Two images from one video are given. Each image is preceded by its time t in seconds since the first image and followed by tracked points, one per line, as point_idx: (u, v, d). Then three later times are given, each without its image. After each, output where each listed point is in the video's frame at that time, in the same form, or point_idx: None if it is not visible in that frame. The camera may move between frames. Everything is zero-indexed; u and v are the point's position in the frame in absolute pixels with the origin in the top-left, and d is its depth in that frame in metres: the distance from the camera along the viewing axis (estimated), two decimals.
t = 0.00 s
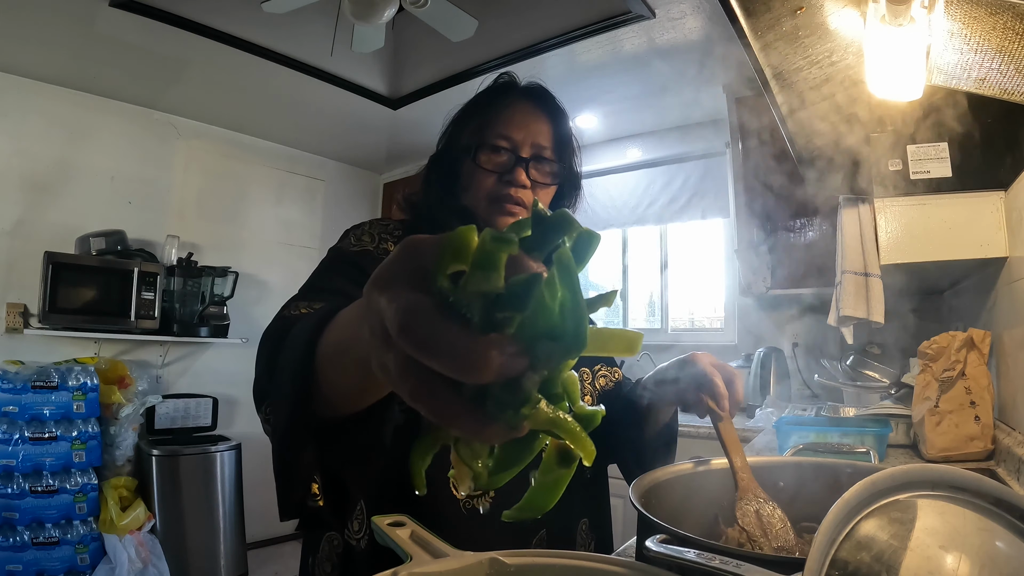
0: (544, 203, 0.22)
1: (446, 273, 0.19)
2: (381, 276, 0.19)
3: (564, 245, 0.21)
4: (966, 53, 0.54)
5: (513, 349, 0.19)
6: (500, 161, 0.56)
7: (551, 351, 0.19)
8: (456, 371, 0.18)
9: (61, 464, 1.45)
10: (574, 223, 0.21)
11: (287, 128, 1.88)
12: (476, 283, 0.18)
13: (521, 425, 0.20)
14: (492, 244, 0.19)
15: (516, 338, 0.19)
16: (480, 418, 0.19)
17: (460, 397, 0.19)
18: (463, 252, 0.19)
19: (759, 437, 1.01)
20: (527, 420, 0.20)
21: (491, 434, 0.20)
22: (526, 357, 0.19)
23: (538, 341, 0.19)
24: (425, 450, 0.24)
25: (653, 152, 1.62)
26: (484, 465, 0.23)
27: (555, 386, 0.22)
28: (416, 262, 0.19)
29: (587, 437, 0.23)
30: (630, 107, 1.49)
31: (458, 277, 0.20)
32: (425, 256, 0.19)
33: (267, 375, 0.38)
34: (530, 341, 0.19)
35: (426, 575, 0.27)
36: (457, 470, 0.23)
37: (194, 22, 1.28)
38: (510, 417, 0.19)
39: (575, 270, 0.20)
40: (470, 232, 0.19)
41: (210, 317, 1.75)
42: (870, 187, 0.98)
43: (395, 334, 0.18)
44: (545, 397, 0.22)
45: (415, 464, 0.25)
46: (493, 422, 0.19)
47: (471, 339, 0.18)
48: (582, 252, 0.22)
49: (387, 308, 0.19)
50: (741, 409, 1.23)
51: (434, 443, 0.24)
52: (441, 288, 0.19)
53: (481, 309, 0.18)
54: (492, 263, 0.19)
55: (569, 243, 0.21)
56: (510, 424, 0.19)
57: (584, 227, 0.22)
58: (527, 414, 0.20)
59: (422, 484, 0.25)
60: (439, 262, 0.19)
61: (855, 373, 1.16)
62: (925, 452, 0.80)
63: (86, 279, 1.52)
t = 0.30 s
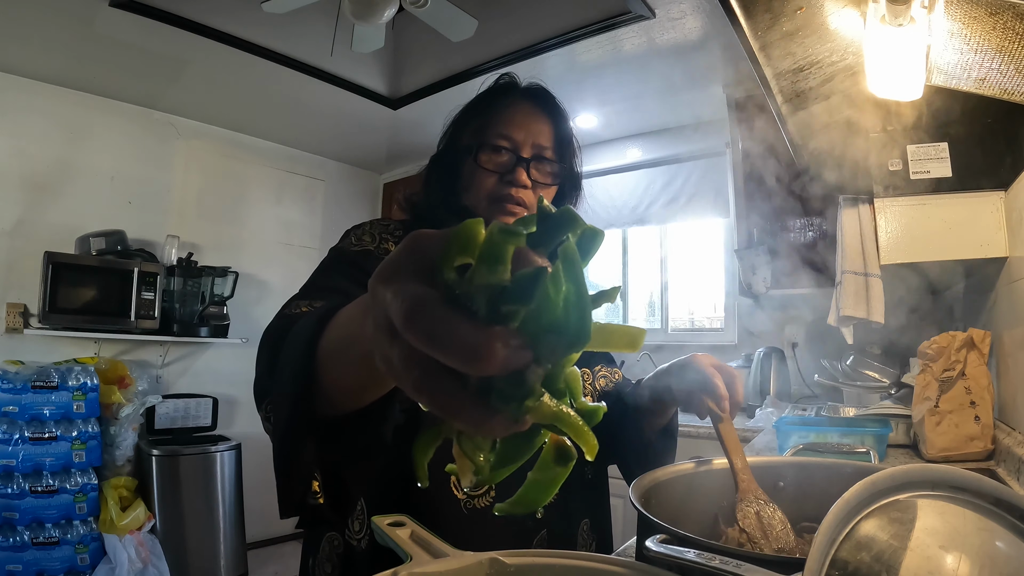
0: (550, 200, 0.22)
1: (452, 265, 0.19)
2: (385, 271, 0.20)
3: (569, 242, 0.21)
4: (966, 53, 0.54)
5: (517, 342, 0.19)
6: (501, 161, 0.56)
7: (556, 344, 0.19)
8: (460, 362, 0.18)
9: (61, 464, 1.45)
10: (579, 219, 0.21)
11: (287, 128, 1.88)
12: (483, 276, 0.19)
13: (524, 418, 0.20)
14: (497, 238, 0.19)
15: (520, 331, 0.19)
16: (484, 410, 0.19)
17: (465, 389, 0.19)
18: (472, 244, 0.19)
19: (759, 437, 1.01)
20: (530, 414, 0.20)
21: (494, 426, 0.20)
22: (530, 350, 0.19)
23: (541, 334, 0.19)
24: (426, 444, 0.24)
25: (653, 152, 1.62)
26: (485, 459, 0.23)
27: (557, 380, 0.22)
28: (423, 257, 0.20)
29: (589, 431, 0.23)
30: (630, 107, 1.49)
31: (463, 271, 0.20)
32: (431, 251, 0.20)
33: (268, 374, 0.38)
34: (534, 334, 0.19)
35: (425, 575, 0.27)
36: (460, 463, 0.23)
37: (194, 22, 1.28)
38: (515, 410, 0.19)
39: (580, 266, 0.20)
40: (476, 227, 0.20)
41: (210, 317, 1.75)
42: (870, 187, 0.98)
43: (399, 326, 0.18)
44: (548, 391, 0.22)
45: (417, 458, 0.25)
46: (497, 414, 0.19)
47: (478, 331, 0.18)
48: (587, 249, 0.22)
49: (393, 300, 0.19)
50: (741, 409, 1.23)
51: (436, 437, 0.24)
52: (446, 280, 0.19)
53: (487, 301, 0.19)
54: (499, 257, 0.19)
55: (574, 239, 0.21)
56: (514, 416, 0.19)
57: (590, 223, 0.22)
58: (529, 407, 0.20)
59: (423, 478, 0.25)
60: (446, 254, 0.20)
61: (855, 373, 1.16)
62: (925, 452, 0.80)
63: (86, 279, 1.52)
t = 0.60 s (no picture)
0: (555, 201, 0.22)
1: (457, 263, 0.19)
2: (390, 266, 0.19)
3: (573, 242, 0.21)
4: (966, 53, 0.54)
5: (522, 340, 0.19)
6: (501, 162, 0.57)
7: (562, 343, 0.19)
8: (464, 359, 0.18)
9: (61, 464, 1.45)
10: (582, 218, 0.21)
11: (287, 127, 1.88)
12: (488, 274, 0.18)
13: (527, 416, 0.20)
14: (503, 235, 0.19)
15: (525, 329, 0.19)
16: (487, 406, 0.19)
17: (468, 385, 0.19)
18: (477, 242, 0.19)
19: (759, 437, 1.01)
20: (532, 411, 0.20)
21: (497, 423, 0.19)
22: (535, 347, 0.19)
23: (546, 332, 0.19)
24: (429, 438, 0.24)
25: (653, 153, 1.63)
26: (487, 456, 0.23)
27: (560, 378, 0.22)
28: (429, 253, 0.19)
29: (590, 429, 0.23)
30: (629, 107, 1.49)
31: (469, 268, 0.20)
32: (437, 247, 0.19)
33: (270, 371, 0.38)
34: (538, 333, 0.19)
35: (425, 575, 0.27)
36: (460, 462, 0.23)
37: (194, 22, 1.28)
38: (518, 406, 0.19)
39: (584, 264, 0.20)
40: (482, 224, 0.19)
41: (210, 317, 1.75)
42: (869, 186, 0.98)
43: (405, 321, 0.18)
44: (551, 390, 0.22)
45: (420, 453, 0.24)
46: (500, 411, 0.19)
47: (481, 327, 0.18)
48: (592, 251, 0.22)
49: (399, 296, 0.19)
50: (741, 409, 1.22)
51: (439, 432, 0.24)
52: (452, 276, 0.19)
53: (492, 298, 0.18)
54: (504, 255, 0.19)
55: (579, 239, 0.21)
56: (517, 414, 0.19)
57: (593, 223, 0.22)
58: (533, 404, 0.20)
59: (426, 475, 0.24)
60: (451, 252, 0.19)
61: (855, 373, 1.16)
62: (925, 453, 0.80)
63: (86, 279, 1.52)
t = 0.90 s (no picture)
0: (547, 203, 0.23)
1: (447, 261, 0.19)
2: (383, 265, 0.20)
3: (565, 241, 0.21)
4: (966, 53, 0.54)
5: (512, 337, 0.18)
6: (502, 163, 0.57)
7: (551, 341, 0.19)
8: (454, 356, 0.18)
9: (61, 464, 1.45)
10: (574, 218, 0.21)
11: (287, 127, 1.88)
12: (478, 271, 0.19)
13: (517, 413, 0.20)
14: (491, 234, 0.19)
15: (515, 328, 0.19)
16: (479, 403, 0.19)
17: (459, 383, 0.19)
18: (467, 239, 0.19)
19: (759, 437, 1.01)
20: (523, 409, 0.20)
21: (488, 420, 0.19)
22: (524, 346, 0.19)
23: (536, 330, 0.19)
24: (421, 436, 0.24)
25: (653, 153, 1.62)
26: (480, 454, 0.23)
27: (551, 375, 0.22)
28: (421, 252, 0.20)
29: (582, 428, 0.22)
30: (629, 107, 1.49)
31: (460, 266, 0.20)
32: (429, 247, 0.20)
33: (268, 368, 0.38)
34: (528, 331, 0.19)
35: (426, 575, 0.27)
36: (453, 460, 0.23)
37: (194, 22, 1.28)
38: (509, 403, 0.19)
39: (575, 264, 0.20)
40: (473, 223, 0.20)
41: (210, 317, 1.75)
42: (870, 185, 0.98)
43: (397, 320, 0.18)
44: (542, 387, 0.22)
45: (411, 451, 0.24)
46: (491, 408, 0.19)
47: (471, 324, 0.18)
48: (582, 249, 0.22)
49: (390, 295, 0.19)
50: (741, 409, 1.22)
51: (431, 430, 0.23)
52: (442, 275, 0.19)
53: (481, 297, 0.18)
54: (493, 253, 0.19)
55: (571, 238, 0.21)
56: (506, 411, 0.19)
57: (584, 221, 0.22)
58: (523, 402, 0.20)
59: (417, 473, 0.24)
60: (442, 249, 0.19)
61: (855, 373, 1.16)
62: (925, 452, 0.80)
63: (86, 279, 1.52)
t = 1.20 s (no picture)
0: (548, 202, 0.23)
1: (449, 257, 0.19)
2: (386, 261, 0.19)
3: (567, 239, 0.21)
4: (966, 53, 0.54)
5: (513, 333, 0.18)
6: (504, 165, 0.57)
7: (552, 337, 0.19)
8: (456, 352, 0.18)
9: (61, 464, 1.45)
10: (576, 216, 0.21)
11: (287, 127, 1.88)
12: (480, 268, 0.19)
13: (517, 407, 0.20)
14: (494, 231, 0.19)
15: (516, 323, 0.19)
16: (479, 398, 0.19)
17: (460, 379, 0.19)
18: (468, 237, 0.19)
19: (759, 437, 1.01)
20: (523, 403, 0.20)
21: (488, 415, 0.20)
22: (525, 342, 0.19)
23: (537, 326, 0.19)
24: (422, 430, 0.24)
25: (653, 152, 1.62)
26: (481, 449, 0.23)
27: (551, 371, 0.22)
28: (423, 250, 0.20)
29: (582, 423, 0.22)
30: (629, 107, 1.49)
31: (461, 264, 0.20)
32: (431, 243, 0.20)
33: (270, 366, 0.38)
34: (530, 325, 0.19)
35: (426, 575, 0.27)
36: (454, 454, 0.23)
37: (194, 22, 1.28)
38: (508, 398, 0.19)
39: (576, 263, 0.20)
40: (475, 220, 0.20)
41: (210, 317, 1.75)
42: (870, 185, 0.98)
43: (399, 317, 0.18)
44: (543, 382, 0.22)
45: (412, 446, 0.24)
46: (491, 403, 0.19)
47: (473, 320, 0.18)
48: (582, 248, 0.22)
49: (394, 291, 0.18)
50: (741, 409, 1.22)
51: (432, 424, 0.24)
52: (444, 270, 0.19)
53: (483, 294, 0.18)
54: (495, 249, 0.19)
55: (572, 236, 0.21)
56: (506, 405, 0.19)
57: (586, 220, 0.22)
58: (523, 397, 0.20)
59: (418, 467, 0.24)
60: (444, 246, 0.19)
61: (855, 374, 1.16)
62: (925, 453, 0.80)
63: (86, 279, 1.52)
